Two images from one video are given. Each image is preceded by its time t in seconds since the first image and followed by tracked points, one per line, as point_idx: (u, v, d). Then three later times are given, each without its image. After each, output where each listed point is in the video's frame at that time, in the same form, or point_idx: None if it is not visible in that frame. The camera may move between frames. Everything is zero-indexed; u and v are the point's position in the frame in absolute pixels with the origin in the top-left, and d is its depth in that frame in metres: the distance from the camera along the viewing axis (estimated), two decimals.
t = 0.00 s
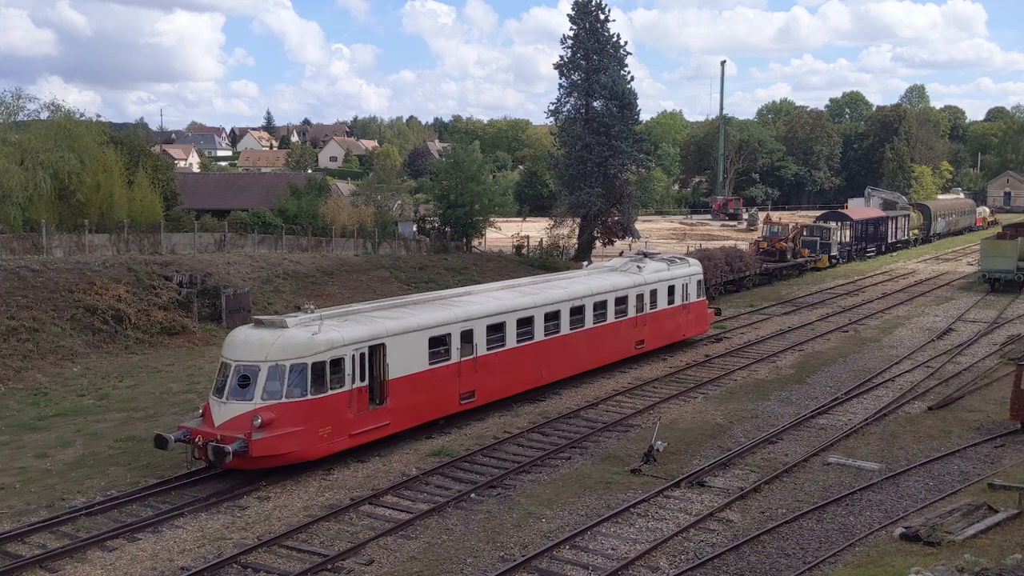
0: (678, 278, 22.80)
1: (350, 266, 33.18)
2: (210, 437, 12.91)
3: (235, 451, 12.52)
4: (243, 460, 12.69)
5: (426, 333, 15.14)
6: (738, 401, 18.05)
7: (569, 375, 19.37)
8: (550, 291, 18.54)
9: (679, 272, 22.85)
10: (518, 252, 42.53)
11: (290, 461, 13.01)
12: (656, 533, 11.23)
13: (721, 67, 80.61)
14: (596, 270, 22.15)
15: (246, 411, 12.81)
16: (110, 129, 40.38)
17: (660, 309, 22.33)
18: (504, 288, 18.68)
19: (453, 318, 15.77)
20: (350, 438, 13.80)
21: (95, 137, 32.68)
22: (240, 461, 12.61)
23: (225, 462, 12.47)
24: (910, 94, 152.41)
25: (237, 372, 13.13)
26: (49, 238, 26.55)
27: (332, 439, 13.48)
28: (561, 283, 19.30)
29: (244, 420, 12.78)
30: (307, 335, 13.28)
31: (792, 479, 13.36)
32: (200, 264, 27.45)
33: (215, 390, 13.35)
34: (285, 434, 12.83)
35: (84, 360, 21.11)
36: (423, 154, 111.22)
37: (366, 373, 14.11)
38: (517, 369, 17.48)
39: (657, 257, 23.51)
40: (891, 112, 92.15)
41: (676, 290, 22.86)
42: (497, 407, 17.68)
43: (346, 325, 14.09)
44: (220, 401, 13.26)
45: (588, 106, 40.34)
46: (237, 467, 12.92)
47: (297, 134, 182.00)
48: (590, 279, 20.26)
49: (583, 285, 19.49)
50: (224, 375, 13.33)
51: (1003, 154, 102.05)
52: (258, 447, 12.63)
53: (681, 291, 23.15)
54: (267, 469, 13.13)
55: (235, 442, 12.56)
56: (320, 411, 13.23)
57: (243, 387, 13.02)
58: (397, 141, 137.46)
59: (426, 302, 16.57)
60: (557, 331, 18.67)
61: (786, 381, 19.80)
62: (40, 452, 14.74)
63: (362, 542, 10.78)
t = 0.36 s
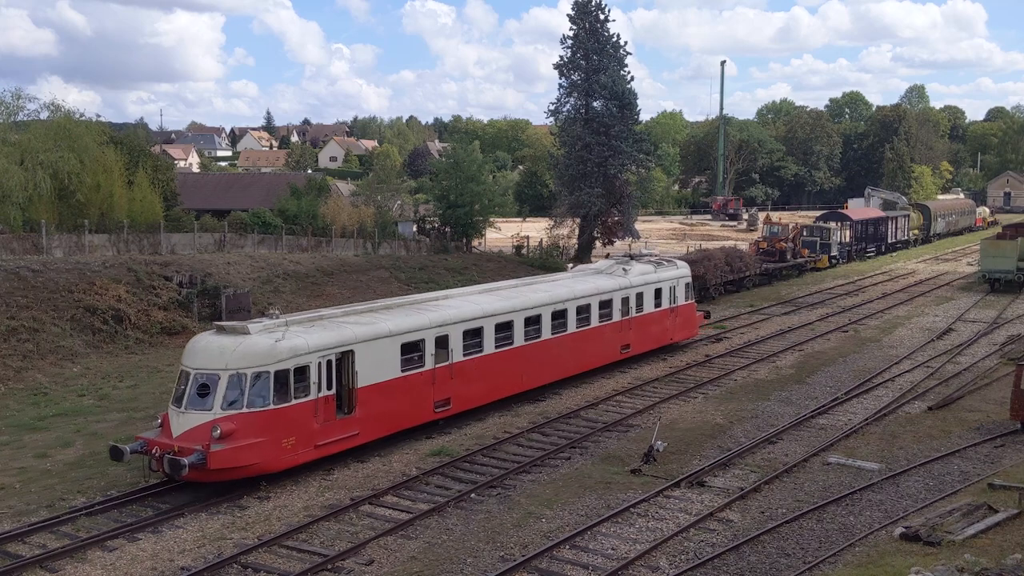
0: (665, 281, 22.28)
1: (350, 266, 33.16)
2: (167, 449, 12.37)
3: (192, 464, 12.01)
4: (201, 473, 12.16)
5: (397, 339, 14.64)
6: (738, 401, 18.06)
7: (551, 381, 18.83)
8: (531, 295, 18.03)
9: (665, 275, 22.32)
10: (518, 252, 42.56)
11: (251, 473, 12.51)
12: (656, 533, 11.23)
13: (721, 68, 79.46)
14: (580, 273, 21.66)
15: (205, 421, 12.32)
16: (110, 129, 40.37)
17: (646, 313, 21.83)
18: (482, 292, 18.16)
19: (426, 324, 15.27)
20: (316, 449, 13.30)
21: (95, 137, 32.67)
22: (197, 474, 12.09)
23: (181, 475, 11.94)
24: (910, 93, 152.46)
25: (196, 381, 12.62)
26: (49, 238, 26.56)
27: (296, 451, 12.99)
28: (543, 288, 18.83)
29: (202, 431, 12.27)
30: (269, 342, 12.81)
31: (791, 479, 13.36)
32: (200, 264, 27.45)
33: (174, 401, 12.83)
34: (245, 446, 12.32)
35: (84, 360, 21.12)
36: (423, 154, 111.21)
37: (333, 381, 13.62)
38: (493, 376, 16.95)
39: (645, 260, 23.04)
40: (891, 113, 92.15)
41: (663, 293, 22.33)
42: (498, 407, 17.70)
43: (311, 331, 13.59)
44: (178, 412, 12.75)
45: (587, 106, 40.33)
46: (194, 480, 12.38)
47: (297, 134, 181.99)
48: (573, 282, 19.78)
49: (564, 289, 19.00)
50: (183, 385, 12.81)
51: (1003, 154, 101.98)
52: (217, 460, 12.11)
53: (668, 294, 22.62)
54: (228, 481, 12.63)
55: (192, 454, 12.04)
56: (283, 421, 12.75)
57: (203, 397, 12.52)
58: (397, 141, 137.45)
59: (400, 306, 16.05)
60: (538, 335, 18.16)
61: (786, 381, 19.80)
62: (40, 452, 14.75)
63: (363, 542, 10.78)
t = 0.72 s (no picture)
0: (652, 283, 21.77)
1: (350, 266, 33.14)
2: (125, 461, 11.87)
3: (150, 475, 11.51)
4: (159, 485, 11.64)
5: (369, 345, 14.14)
6: (738, 401, 18.05)
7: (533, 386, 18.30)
8: (511, 298, 17.54)
9: (652, 277, 21.78)
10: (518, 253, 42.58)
11: (212, 485, 11.99)
12: (656, 533, 11.23)
13: (721, 67, 79.04)
14: (565, 275, 21.12)
15: (165, 431, 11.81)
16: (110, 129, 40.36)
17: (633, 316, 21.28)
18: (462, 295, 17.65)
19: (400, 329, 14.75)
20: (281, 460, 12.78)
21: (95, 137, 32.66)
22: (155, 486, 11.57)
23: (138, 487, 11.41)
24: (910, 94, 152.40)
25: (155, 391, 12.10)
26: (49, 238, 26.57)
27: (260, 462, 12.47)
28: (525, 290, 18.31)
29: (161, 442, 11.77)
30: (231, 349, 12.31)
31: (791, 479, 13.36)
32: (200, 264, 27.44)
33: (133, 411, 12.31)
34: (205, 457, 11.81)
35: (84, 360, 21.12)
36: (423, 154, 111.21)
37: (301, 389, 13.13)
38: (471, 382, 16.42)
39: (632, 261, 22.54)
40: (891, 113, 92.16)
41: (649, 296, 21.82)
42: (498, 407, 17.71)
43: (277, 337, 13.07)
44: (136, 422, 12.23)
45: (587, 106, 40.32)
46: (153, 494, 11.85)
47: (297, 134, 182.00)
48: (556, 285, 19.25)
49: (547, 292, 18.49)
50: (142, 394, 12.27)
51: (1003, 154, 101.93)
52: (175, 471, 11.59)
53: (655, 297, 22.13)
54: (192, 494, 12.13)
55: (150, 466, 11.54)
56: (246, 431, 12.25)
57: (162, 407, 12.00)
58: (397, 141, 137.46)
59: (374, 310, 15.53)
60: (519, 339, 17.66)
61: (786, 381, 19.80)
62: (41, 452, 14.76)
63: (362, 542, 10.78)
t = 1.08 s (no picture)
0: (639, 286, 21.22)
1: (350, 266, 33.12)
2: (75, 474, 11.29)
3: (99, 490, 10.95)
4: (110, 500, 11.06)
5: (337, 352, 13.55)
6: (738, 401, 18.05)
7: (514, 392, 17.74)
8: (490, 302, 16.94)
9: (638, 279, 21.20)
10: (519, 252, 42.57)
11: (167, 500, 11.39)
12: (656, 533, 11.23)
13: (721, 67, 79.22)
14: (548, 277, 20.56)
15: (116, 444, 11.23)
16: (110, 129, 40.35)
17: (619, 320, 20.75)
18: (438, 298, 17.03)
19: (370, 334, 14.17)
20: (242, 473, 12.17)
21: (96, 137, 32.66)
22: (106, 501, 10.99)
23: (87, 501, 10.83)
24: (910, 94, 152.32)
25: (106, 401, 11.52)
26: (49, 238, 26.57)
27: (218, 475, 11.87)
28: (504, 293, 17.71)
29: (112, 455, 11.19)
30: (188, 357, 11.72)
31: (792, 479, 13.36)
32: (200, 264, 27.43)
33: (84, 422, 11.73)
34: (158, 470, 11.23)
35: (84, 360, 21.11)
36: (423, 154, 111.25)
37: (264, 398, 12.56)
38: (447, 389, 15.85)
39: (619, 263, 22.03)
40: (891, 113, 92.20)
41: (636, 299, 21.27)
42: (498, 407, 17.71)
43: (238, 344, 12.47)
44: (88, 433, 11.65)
45: (587, 106, 40.31)
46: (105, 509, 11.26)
47: (297, 134, 182.04)
48: (538, 288, 18.68)
49: (528, 295, 17.93)
50: (93, 406, 11.67)
51: (1003, 154, 101.90)
52: (126, 486, 10.99)
53: (642, 300, 21.59)
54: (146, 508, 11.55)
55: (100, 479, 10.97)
56: (202, 443, 11.65)
57: (114, 418, 11.42)
58: (397, 141, 137.49)
59: (344, 315, 14.93)
60: (498, 344, 17.09)
61: (786, 381, 19.80)
62: (41, 452, 14.76)
63: (362, 542, 10.78)
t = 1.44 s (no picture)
0: (624, 289, 20.81)
1: (350, 266, 33.11)
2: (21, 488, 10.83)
3: (44, 506, 10.53)
4: (56, 515, 10.60)
5: (302, 359, 13.09)
6: (738, 401, 18.05)
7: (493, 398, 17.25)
8: (468, 306, 16.50)
9: (623, 282, 20.80)
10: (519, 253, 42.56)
11: (117, 515, 10.91)
12: (656, 533, 11.23)
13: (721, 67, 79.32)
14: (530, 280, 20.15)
15: (64, 457, 10.76)
16: (110, 129, 40.36)
17: (603, 324, 20.32)
18: (413, 303, 16.56)
19: (337, 341, 13.70)
20: (198, 486, 11.68)
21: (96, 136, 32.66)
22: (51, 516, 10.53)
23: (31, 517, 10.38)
24: (910, 94, 152.27)
25: (54, 412, 11.04)
26: (49, 238, 26.58)
27: (172, 488, 11.37)
28: (483, 297, 17.27)
29: (59, 468, 10.73)
30: (140, 365, 11.25)
31: (792, 479, 13.36)
32: (200, 265, 27.43)
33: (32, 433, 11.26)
34: (107, 484, 10.76)
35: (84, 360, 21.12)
36: (423, 154, 111.27)
37: (222, 409, 12.07)
38: (421, 396, 15.36)
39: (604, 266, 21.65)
40: (891, 113, 92.26)
41: (621, 301, 20.87)
42: (498, 407, 17.71)
43: (195, 351, 11.99)
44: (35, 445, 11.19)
45: (587, 106, 40.30)
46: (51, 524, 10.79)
47: (297, 134, 182.05)
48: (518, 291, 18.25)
49: (508, 298, 17.50)
50: (41, 416, 11.20)
51: (1003, 154, 101.88)
52: (73, 501, 10.53)
53: (628, 303, 21.19)
54: (96, 523, 11.10)
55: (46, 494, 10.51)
56: (155, 456, 11.18)
57: (62, 429, 10.95)
58: (397, 141, 137.52)
59: (312, 321, 14.47)
60: (476, 350, 16.58)
61: (786, 381, 19.80)
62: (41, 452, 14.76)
63: (363, 542, 10.78)
